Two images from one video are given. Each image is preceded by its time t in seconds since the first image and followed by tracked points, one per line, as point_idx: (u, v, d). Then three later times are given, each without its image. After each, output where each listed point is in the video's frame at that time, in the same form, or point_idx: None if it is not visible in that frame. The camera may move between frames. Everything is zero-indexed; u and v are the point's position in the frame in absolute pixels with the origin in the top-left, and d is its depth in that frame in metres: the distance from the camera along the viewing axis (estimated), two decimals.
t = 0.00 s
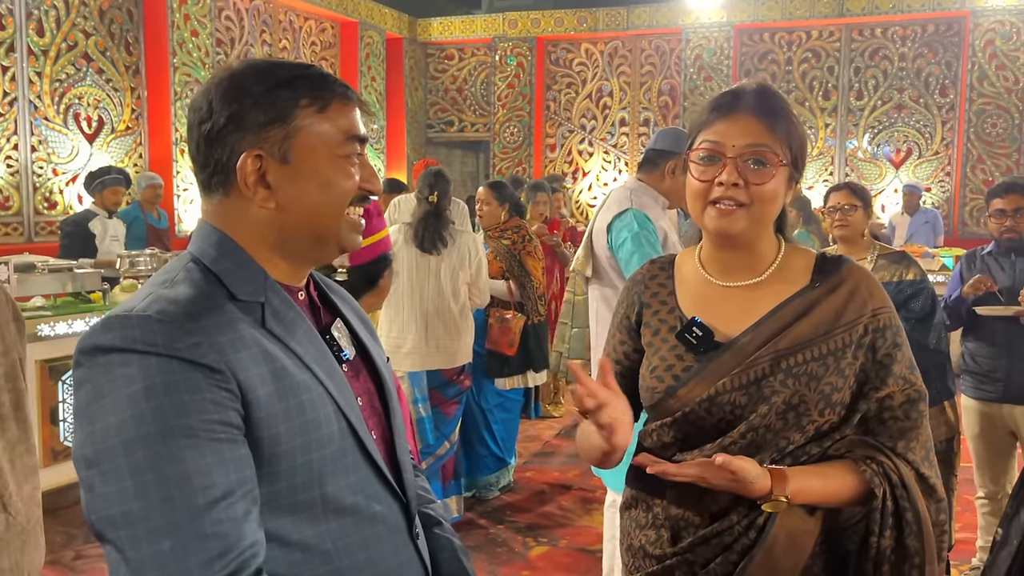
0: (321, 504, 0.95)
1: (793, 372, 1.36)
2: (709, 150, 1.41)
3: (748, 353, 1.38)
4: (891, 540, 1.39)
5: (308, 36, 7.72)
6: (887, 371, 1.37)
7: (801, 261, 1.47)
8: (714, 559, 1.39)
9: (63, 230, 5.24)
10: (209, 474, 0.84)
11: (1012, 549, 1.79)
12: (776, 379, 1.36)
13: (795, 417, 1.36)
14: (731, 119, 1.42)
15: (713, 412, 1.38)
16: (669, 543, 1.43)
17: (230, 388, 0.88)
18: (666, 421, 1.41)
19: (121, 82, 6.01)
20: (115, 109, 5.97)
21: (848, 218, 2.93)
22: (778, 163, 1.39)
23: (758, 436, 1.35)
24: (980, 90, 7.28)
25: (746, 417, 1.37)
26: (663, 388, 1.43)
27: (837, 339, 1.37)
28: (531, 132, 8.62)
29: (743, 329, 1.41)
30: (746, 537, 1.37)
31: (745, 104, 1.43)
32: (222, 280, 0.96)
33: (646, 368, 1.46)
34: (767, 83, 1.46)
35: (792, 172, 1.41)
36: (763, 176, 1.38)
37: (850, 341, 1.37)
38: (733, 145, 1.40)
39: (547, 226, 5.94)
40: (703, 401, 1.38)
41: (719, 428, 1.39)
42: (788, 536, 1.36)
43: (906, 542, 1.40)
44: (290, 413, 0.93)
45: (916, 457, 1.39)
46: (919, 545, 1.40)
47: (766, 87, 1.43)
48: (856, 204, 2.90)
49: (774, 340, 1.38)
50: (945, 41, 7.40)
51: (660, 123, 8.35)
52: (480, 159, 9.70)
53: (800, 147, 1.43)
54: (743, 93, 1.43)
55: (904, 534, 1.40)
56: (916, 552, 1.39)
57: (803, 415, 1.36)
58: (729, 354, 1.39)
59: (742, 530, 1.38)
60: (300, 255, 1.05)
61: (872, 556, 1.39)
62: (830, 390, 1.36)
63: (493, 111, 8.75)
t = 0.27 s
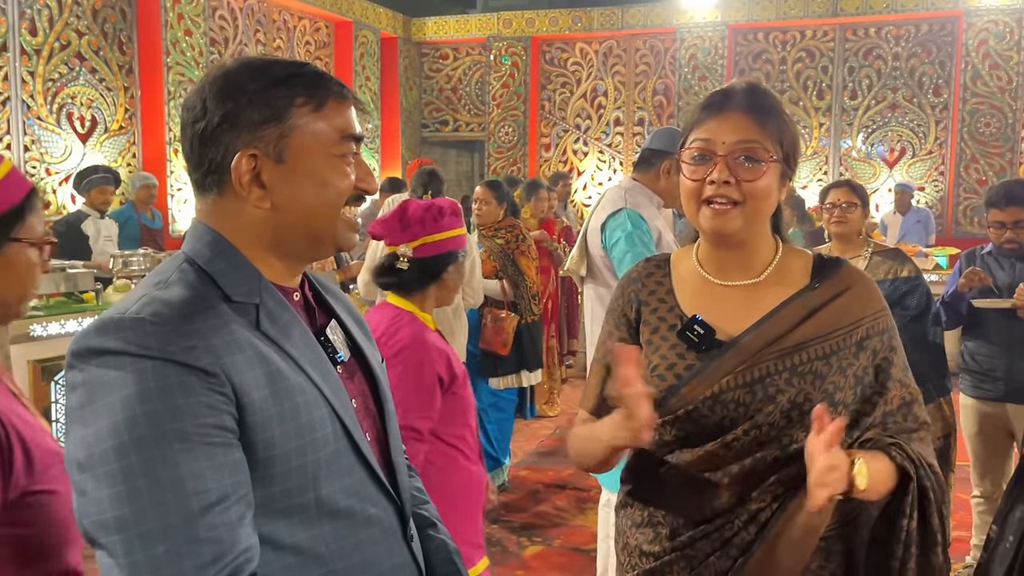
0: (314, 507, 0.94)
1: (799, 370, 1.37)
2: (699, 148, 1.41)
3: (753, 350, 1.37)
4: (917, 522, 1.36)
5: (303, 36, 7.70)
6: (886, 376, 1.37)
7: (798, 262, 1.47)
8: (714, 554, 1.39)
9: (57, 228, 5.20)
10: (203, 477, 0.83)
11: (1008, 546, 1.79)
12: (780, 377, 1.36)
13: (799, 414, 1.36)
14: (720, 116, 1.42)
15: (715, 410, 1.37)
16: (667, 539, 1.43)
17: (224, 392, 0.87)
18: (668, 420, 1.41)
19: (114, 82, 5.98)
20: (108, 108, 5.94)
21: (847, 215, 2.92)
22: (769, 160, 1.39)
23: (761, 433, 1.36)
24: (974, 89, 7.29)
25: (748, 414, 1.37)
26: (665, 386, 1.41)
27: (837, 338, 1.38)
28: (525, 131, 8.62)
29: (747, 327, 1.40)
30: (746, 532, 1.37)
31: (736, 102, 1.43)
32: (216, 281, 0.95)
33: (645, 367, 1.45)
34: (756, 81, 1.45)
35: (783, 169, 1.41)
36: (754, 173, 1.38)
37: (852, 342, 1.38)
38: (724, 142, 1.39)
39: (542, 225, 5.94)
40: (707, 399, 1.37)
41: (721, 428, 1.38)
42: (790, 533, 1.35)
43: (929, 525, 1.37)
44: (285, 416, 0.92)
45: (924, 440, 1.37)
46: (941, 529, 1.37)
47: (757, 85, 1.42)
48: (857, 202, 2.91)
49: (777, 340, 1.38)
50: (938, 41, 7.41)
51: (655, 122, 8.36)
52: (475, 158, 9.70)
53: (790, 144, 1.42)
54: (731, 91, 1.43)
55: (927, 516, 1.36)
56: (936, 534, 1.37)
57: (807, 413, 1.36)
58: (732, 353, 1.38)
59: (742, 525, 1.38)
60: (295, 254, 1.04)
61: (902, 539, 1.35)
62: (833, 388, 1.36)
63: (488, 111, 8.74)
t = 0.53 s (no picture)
0: (310, 507, 0.94)
1: (815, 372, 1.35)
2: (671, 158, 1.38)
3: (772, 354, 1.33)
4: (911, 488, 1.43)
5: (298, 36, 7.69)
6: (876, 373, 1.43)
7: (792, 264, 1.45)
8: (737, 551, 1.32)
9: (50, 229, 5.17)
10: (199, 478, 0.83)
11: (1004, 543, 1.81)
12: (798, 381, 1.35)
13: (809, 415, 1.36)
14: (689, 122, 1.38)
15: (740, 415, 1.32)
16: (682, 542, 1.35)
17: (220, 392, 0.87)
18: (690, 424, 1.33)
19: (108, 82, 5.96)
20: (102, 108, 5.93)
21: (847, 212, 2.95)
22: (739, 160, 1.34)
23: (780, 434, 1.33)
24: (967, 90, 7.32)
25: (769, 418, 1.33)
26: (689, 394, 1.32)
27: (845, 341, 1.38)
28: (520, 131, 8.62)
29: (765, 329, 1.35)
30: (767, 527, 1.32)
31: (703, 106, 1.38)
32: (212, 282, 0.95)
33: (663, 371, 1.34)
34: (728, 79, 1.39)
35: (759, 166, 1.35)
36: (720, 176, 1.33)
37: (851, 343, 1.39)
38: (688, 150, 1.35)
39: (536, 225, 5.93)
40: (732, 403, 1.32)
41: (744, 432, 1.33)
42: (811, 524, 1.32)
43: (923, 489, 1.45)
44: (281, 416, 0.92)
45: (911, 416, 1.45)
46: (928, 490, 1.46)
47: (722, 86, 1.36)
48: (855, 199, 2.94)
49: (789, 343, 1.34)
50: (932, 41, 7.44)
51: (650, 122, 8.37)
52: (470, 158, 9.69)
53: (767, 139, 1.36)
54: (698, 95, 1.39)
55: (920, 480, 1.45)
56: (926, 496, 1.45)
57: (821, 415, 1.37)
58: (756, 355, 1.32)
59: (762, 520, 1.32)
60: (291, 255, 1.04)
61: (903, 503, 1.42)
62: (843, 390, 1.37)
63: (483, 111, 8.74)
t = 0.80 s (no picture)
0: (306, 506, 0.95)
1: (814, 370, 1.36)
2: (660, 161, 1.38)
3: (774, 354, 1.33)
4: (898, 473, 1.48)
5: (293, 36, 7.69)
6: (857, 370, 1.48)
7: (781, 263, 1.47)
8: (744, 545, 1.32)
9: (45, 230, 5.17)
10: (194, 476, 0.83)
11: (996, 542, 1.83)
12: (801, 379, 1.35)
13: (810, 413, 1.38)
14: (675, 126, 1.38)
15: (748, 415, 1.32)
16: (687, 537, 1.35)
17: (215, 391, 0.88)
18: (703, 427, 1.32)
19: (103, 81, 5.95)
20: (97, 108, 5.92)
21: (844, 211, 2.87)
22: (728, 162, 1.35)
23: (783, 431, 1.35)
24: (962, 91, 7.33)
25: (775, 417, 1.34)
26: (699, 397, 1.31)
27: (835, 338, 1.39)
28: (516, 132, 8.62)
29: (768, 330, 1.35)
30: (771, 520, 1.33)
31: (690, 108, 1.38)
32: (208, 283, 0.96)
33: (672, 373, 1.32)
34: (713, 81, 1.40)
35: (747, 166, 1.36)
36: (710, 178, 1.34)
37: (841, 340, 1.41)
38: (676, 152, 1.36)
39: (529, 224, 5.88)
40: (740, 404, 1.31)
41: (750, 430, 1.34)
42: (811, 513, 1.33)
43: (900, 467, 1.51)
44: (276, 416, 0.93)
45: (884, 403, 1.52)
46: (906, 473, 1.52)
47: (707, 87, 1.37)
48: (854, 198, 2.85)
49: (790, 342, 1.35)
50: (926, 42, 7.47)
51: (645, 122, 8.39)
52: (466, 159, 9.70)
53: (755, 139, 1.37)
54: (682, 98, 1.39)
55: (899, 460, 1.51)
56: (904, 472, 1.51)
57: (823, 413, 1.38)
58: (762, 356, 1.33)
59: (766, 513, 1.33)
60: (287, 254, 1.05)
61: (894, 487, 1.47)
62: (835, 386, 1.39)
63: (478, 111, 8.74)
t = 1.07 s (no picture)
0: (305, 503, 0.95)
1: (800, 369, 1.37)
2: (647, 164, 1.39)
3: (761, 353, 1.35)
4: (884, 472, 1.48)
5: (290, 36, 7.69)
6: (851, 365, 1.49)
7: (773, 261, 1.48)
8: (726, 541, 1.33)
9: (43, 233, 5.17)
10: (194, 473, 0.84)
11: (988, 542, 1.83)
12: (788, 377, 1.36)
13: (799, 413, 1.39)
14: (662, 128, 1.39)
15: (732, 414, 1.33)
16: (671, 534, 1.36)
17: (214, 390, 0.88)
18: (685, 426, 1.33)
19: (100, 82, 5.95)
20: (93, 108, 5.91)
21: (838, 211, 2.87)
22: (713, 162, 1.35)
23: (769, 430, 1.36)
24: (957, 91, 7.36)
25: (759, 415, 1.36)
26: (684, 395, 1.33)
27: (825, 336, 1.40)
28: (513, 132, 8.62)
29: (754, 329, 1.36)
30: (755, 517, 1.34)
31: (675, 110, 1.39)
32: (207, 282, 0.97)
33: (658, 372, 1.34)
34: (700, 84, 1.41)
35: (733, 166, 1.36)
36: (695, 180, 1.35)
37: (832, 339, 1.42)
38: (661, 155, 1.37)
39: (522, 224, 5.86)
40: (725, 402, 1.32)
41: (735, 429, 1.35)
42: (794, 511, 1.34)
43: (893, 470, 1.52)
44: (274, 414, 0.93)
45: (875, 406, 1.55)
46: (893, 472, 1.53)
47: (693, 91, 1.38)
48: (847, 198, 2.84)
49: (779, 341, 1.36)
50: (921, 43, 7.50)
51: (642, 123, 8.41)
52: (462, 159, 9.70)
53: (740, 139, 1.38)
54: (668, 102, 1.40)
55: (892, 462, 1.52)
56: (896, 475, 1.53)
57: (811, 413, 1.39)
58: (747, 353, 1.33)
59: (749, 511, 1.34)
60: (284, 256, 1.05)
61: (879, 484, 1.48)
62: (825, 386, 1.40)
63: (475, 112, 8.75)
